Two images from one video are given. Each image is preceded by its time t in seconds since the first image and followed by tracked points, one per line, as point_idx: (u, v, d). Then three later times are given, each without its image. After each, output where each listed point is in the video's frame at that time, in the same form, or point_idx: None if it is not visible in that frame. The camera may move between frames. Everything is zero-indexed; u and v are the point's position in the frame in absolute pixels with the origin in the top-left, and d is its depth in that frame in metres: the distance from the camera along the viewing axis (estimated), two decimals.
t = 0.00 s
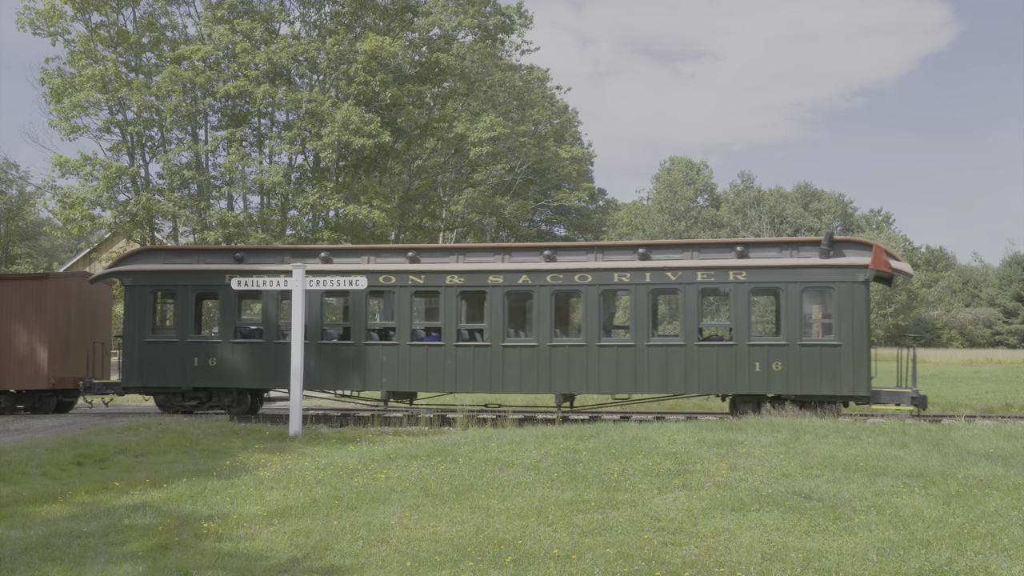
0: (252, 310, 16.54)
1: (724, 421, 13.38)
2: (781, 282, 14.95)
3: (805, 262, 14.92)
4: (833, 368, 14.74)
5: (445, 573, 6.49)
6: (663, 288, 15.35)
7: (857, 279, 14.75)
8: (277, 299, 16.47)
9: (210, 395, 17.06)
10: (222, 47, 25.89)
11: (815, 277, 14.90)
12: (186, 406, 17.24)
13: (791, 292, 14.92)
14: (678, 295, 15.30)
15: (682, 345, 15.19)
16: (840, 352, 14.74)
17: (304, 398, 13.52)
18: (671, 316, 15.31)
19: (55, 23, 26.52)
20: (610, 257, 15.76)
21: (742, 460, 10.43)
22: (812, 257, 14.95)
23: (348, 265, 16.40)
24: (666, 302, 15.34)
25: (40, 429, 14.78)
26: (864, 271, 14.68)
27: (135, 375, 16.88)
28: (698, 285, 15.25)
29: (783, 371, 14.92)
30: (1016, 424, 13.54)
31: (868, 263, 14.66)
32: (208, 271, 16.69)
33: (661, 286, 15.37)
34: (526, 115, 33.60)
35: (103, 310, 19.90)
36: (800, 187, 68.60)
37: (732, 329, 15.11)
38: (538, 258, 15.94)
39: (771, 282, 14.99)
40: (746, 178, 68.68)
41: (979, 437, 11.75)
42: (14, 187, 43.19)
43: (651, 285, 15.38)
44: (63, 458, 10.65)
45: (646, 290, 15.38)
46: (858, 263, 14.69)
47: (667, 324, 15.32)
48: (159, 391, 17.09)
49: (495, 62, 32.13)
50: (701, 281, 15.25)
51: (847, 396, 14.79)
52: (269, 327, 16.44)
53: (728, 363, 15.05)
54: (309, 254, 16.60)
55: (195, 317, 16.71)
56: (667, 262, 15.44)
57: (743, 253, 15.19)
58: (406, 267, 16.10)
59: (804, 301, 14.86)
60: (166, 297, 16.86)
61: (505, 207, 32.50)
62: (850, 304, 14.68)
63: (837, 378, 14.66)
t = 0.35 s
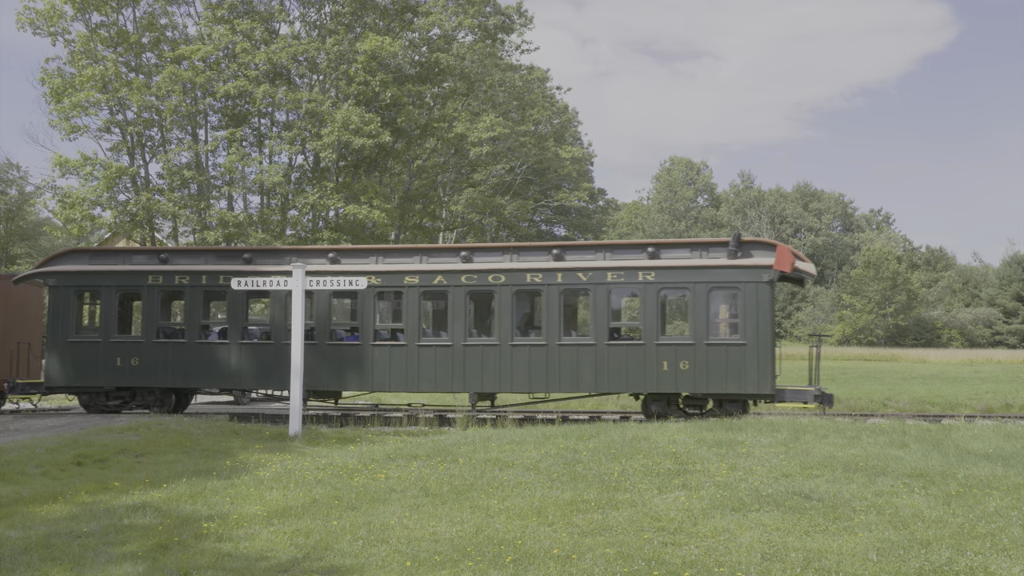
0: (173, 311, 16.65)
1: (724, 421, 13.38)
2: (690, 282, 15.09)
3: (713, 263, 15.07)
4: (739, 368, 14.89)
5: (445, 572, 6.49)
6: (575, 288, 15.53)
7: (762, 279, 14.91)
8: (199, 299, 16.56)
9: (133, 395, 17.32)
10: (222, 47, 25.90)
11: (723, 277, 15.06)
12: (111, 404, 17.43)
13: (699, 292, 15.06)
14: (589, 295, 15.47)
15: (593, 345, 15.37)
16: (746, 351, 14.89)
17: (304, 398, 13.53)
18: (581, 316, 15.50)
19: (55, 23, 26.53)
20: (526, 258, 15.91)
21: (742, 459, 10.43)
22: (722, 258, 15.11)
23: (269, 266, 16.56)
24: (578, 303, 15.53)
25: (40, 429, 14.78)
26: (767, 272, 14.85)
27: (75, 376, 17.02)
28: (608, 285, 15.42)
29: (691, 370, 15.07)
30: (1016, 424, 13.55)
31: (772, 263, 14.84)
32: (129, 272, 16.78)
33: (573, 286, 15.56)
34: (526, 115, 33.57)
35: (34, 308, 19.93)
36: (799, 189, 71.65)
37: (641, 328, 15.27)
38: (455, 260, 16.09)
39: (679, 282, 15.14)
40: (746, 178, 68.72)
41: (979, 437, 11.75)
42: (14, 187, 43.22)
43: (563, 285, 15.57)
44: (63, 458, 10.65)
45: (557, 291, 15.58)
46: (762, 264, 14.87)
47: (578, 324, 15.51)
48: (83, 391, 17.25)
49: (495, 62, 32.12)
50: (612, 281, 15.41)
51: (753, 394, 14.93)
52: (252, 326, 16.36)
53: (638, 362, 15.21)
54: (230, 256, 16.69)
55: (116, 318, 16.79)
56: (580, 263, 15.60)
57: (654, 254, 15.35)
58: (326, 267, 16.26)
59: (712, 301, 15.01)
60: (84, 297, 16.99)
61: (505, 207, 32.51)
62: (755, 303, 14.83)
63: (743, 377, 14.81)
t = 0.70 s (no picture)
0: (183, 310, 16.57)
1: (724, 421, 13.38)
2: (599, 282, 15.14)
3: (621, 263, 15.12)
4: (647, 367, 14.96)
5: (445, 573, 6.48)
6: (488, 289, 15.60)
7: (670, 280, 14.98)
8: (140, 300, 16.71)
9: (57, 396, 17.53)
10: (222, 47, 25.91)
11: (631, 277, 15.12)
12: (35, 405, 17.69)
13: (608, 293, 15.14)
14: (502, 296, 15.54)
15: (509, 345, 15.44)
16: (654, 351, 14.97)
17: (304, 399, 13.52)
18: (492, 315, 15.58)
19: (55, 23, 26.53)
20: (442, 260, 15.94)
21: (742, 460, 10.43)
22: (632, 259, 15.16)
23: (196, 267, 16.63)
24: (491, 303, 15.60)
25: (41, 429, 14.77)
26: (675, 273, 14.91)
27: (73, 376, 16.86)
28: (520, 285, 15.48)
29: (600, 369, 15.15)
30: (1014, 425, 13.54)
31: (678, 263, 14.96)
32: (66, 272, 16.93)
33: (486, 287, 15.63)
34: (526, 115, 33.56)
35: None
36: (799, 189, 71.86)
37: (551, 328, 15.34)
38: (374, 261, 16.13)
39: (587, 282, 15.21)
40: (746, 178, 68.76)
41: (979, 437, 11.75)
42: (14, 187, 43.28)
43: (476, 285, 15.64)
44: (63, 458, 10.65)
45: (471, 291, 15.65)
46: (669, 265, 14.94)
47: (490, 323, 15.58)
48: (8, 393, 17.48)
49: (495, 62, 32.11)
50: (523, 282, 15.47)
51: (661, 393, 15.03)
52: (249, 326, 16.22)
53: (547, 360, 15.29)
54: (154, 256, 16.84)
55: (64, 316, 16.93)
56: (496, 264, 15.64)
57: (567, 255, 15.35)
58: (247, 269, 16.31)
59: (620, 302, 15.08)
60: (25, 296, 17.12)
61: (505, 207, 32.53)
62: (664, 304, 14.90)
63: (651, 375, 14.91)
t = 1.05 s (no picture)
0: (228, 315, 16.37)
1: (724, 421, 13.38)
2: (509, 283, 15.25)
3: (532, 265, 15.25)
4: (557, 368, 15.13)
5: (445, 573, 6.48)
6: (403, 290, 15.70)
7: (578, 282, 15.12)
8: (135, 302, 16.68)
9: None
10: (222, 47, 25.91)
11: (541, 279, 15.25)
12: None
13: (519, 294, 15.26)
14: (417, 297, 15.66)
15: (431, 346, 15.54)
16: (564, 351, 15.13)
17: (304, 399, 13.51)
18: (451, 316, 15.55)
19: (55, 23, 26.53)
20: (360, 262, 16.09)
21: (742, 460, 10.43)
22: (543, 261, 15.29)
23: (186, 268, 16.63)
24: (406, 304, 15.71)
25: (41, 429, 14.79)
26: (583, 275, 15.04)
27: (74, 377, 16.78)
28: (432, 287, 15.61)
29: (512, 369, 15.31)
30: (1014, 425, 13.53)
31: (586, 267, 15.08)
32: (54, 275, 16.94)
33: (400, 288, 15.73)
34: (526, 115, 33.56)
35: None
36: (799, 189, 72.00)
37: (463, 328, 15.48)
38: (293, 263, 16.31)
39: (499, 283, 15.31)
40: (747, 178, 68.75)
41: (979, 437, 11.76)
42: (14, 187, 43.29)
43: (391, 287, 15.74)
44: (63, 458, 10.65)
45: (386, 292, 15.77)
46: (578, 267, 15.06)
47: (404, 324, 15.71)
48: None
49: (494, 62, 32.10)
50: (437, 283, 15.57)
51: (571, 393, 15.20)
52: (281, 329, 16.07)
53: (460, 360, 15.43)
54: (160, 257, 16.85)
55: (9, 318, 17.14)
56: (411, 265, 15.71)
57: (392, 258, 15.82)
58: (167, 271, 16.57)
59: (531, 303, 15.21)
60: None
61: (505, 207, 32.57)
62: (573, 305, 15.06)
63: (561, 375, 15.07)
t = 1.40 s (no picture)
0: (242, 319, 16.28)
1: (724, 421, 13.39)
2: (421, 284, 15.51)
3: (445, 266, 15.50)
4: (469, 367, 15.39)
5: (445, 572, 6.48)
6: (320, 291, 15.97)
7: (490, 282, 15.38)
8: (129, 304, 16.65)
9: None
10: (222, 47, 25.92)
11: (454, 279, 15.50)
12: None
13: (432, 294, 15.50)
14: (334, 299, 15.97)
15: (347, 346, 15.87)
16: (476, 351, 15.40)
17: (304, 399, 13.50)
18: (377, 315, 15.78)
19: (55, 23, 26.54)
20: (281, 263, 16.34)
21: (742, 460, 10.43)
22: (456, 262, 15.53)
23: (160, 269, 16.73)
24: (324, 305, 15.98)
25: (41, 429, 14.78)
26: (494, 275, 15.32)
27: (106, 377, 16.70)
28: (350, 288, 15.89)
29: (425, 369, 15.57)
30: (1013, 425, 13.51)
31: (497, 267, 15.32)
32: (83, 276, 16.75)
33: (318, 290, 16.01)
34: (526, 115, 33.62)
35: None
36: (800, 189, 72.08)
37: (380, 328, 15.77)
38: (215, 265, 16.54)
39: (412, 283, 15.57)
40: (747, 178, 68.74)
41: (978, 437, 11.76)
42: (15, 187, 43.31)
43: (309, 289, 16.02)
44: (63, 458, 10.64)
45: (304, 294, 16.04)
46: (488, 267, 15.32)
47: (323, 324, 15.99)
48: None
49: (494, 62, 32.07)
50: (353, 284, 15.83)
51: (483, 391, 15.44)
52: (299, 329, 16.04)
53: (375, 359, 15.72)
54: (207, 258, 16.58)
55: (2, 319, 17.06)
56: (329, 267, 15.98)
57: (312, 260, 16.09)
58: (89, 273, 16.77)
59: (443, 303, 15.45)
60: None
61: (505, 207, 32.62)
62: (484, 305, 15.31)
63: (472, 374, 15.33)
